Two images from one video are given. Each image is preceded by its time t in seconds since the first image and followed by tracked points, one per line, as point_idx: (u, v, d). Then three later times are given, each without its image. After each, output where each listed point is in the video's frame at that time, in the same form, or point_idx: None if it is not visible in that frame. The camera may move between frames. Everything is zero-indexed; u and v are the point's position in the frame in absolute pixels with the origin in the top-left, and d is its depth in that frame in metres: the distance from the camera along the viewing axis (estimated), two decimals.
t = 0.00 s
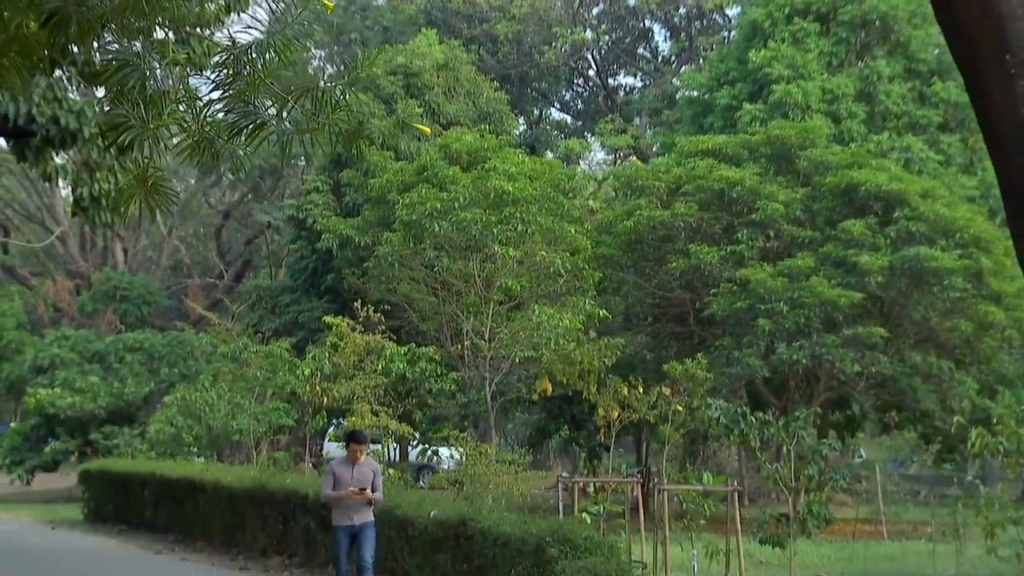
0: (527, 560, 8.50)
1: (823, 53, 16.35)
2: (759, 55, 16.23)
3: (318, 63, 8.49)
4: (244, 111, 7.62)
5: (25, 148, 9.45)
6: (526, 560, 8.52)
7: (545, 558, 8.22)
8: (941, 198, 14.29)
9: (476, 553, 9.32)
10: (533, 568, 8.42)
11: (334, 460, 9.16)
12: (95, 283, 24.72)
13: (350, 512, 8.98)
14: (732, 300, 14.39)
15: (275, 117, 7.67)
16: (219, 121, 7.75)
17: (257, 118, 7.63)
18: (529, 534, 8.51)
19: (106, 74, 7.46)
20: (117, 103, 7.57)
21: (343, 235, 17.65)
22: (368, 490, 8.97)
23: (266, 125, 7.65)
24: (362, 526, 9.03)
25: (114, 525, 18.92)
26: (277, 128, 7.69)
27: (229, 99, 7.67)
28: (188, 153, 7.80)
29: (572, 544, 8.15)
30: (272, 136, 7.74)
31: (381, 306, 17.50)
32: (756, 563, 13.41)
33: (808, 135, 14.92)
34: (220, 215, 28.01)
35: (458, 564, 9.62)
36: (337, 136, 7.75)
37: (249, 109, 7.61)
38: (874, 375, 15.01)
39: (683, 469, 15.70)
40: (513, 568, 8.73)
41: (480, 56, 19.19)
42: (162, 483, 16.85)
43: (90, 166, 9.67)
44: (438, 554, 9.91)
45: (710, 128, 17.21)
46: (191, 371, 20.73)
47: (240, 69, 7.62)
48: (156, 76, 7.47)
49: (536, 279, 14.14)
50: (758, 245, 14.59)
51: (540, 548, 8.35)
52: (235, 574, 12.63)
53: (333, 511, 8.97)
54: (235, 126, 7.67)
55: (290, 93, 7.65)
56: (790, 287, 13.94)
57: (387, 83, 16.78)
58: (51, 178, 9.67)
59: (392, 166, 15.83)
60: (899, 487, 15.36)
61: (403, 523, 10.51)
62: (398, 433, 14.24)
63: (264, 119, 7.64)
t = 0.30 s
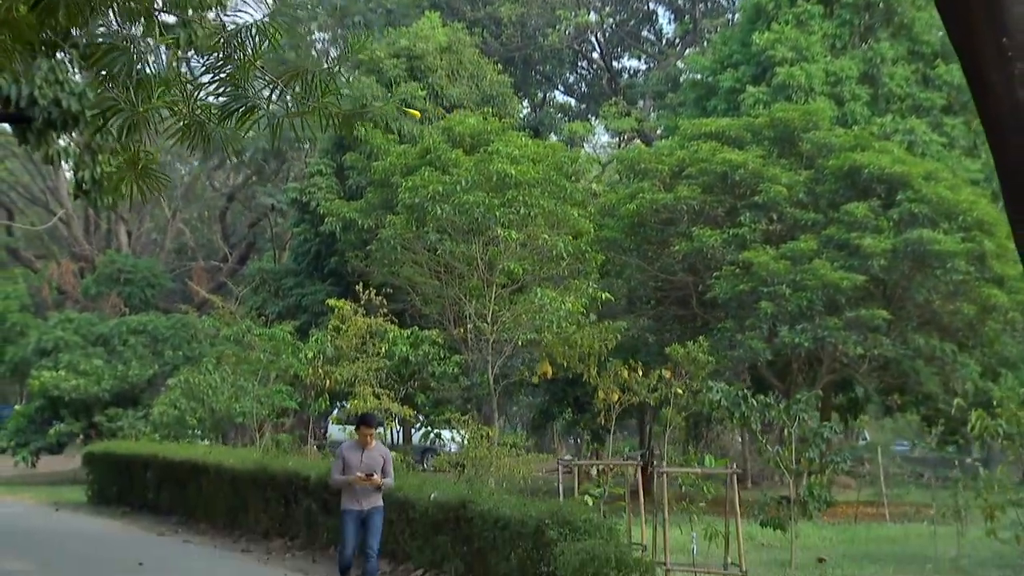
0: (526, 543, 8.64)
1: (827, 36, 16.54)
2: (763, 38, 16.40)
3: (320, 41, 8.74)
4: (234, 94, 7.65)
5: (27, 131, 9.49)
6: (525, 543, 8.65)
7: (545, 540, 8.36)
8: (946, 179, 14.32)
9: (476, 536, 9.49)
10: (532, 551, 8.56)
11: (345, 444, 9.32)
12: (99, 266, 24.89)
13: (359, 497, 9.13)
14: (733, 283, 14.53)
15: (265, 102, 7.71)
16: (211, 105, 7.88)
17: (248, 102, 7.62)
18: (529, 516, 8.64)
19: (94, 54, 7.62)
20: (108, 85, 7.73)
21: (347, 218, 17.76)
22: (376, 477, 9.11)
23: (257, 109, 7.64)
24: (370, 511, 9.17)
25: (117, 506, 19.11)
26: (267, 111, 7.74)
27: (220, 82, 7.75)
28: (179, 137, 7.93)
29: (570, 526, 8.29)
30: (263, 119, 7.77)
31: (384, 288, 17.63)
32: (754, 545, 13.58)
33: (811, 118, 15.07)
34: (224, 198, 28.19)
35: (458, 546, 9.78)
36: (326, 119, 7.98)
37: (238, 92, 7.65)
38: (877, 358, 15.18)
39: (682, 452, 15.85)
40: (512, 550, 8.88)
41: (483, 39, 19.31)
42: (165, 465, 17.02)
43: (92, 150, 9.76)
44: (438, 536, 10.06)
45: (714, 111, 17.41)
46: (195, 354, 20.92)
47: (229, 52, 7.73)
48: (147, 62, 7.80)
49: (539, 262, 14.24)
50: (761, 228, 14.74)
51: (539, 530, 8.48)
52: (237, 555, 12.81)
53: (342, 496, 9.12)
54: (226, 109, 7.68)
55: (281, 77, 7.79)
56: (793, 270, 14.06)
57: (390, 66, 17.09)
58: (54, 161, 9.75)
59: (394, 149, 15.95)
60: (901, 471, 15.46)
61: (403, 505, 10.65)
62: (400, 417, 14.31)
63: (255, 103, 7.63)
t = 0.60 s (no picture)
0: (525, 523, 8.78)
1: (830, 17, 16.71)
2: (767, 19, 16.56)
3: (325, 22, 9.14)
4: (223, 76, 8.08)
5: (28, 112, 9.21)
6: (524, 524, 8.81)
7: (543, 521, 8.52)
8: (947, 161, 14.54)
9: (475, 516, 9.63)
10: (532, 531, 8.71)
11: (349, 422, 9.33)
12: (104, 247, 25.02)
13: (365, 474, 9.10)
14: (735, 264, 14.62)
15: (254, 86, 8.13)
16: (201, 85, 8.32)
17: (236, 85, 8.02)
18: (529, 497, 8.77)
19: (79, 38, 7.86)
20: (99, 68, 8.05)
21: (349, 199, 17.82)
22: (382, 456, 9.09)
23: (246, 92, 8.04)
24: (377, 490, 9.16)
25: (121, 486, 19.30)
26: (256, 94, 8.16)
27: (210, 64, 8.17)
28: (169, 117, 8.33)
29: (569, 507, 8.45)
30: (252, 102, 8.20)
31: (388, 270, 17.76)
32: (754, 526, 13.75)
33: (814, 99, 15.20)
34: (229, 179, 28.35)
35: (457, 526, 9.93)
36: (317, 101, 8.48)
37: (228, 75, 8.07)
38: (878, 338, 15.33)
39: (683, 433, 16.02)
40: (511, 530, 9.01)
41: (486, 19, 19.52)
42: (167, 446, 17.16)
43: (93, 130, 9.85)
44: (438, 517, 10.21)
45: (717, 91, 17.60)
46: (199, 335, 21.08)
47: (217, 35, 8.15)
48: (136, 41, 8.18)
49: (541, 244, 14.18)
50: (763, 210, 14.87)
51: (538, 511, 8.63)
52: (239, 535, 12.99)
53: (349, 473, 9.12)
54: (217, 89, 8.12)
55: (270, 58, 8.30)
56: (795, 252, 14.16)
57: (393, 47, 17.46)
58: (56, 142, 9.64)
59: (397, 130, 16.08)
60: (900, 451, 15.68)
61: (403, 487, 10.79)
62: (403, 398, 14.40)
63: (243, 87, 8.03)
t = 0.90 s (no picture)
0: (523, 508, 8.93)
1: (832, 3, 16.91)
2: (768, 5, 16.74)
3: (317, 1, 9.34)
4: (211, 63, 8.53)
5: (27, 96, 9.06)
6: (522, 508, 8.96)
7: (541, 506, 8.69)
8: (948, 146, 14.71)
9: (473, 501, 9.76)
10: (530, 516, 8.88)
11: (351, 411, 9.10)
12: (105, 232, 25.16)
13: (369, 465, 8.88)
14: (735, 250, 14.78)
15: (241, 69, 8.60)
16: (189, 71, 8.68)
17: (225, 70, 8.54)
18: (526, 482, 8.90)
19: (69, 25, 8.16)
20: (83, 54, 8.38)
21: (349, 184, 17.91)
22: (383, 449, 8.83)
23: (233, 77, 8.56)
24: (381, 480, 8.92)
25: (123, 470, 19.47)
26: (244, 79, 8.62)
27: (197, 50, 8.61)
28: (159, 104, 8.64)
29: (566, 492, 8.59)
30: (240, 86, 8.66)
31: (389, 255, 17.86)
32: (754, 510, 13.90)
33: (816, 83, 15.39)
34: (231, 164, 28.51)
35: (455, 510, 10.08)
36: (303, 87, 8.68)
37: (215, 61, 8.53)
38: (879, 323, 15.50)
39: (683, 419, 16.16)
40: (509, 515, 9.15)
41: (488, 5, 19.71)
42: (168, 431, 17.33)
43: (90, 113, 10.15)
44: (437, 502, 10.36)
45: (719, 76, 17.76)
46: (200, 321, 21.24)
47: (205, 21, 8.53)
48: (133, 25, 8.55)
49: (542, 229, 14.30)
50: (763, 195, 15.02)
51: (536, 496, 8.78)
52: (239, 520, 13.18)
53: (352, 464, 8.88)
54: (205, 75, 8.58)
55: (255, 45, 8.59)
56: (795, 237, 14.30)
57: (394, 32, 17.89)
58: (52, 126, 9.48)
59: (399, 116, 16.24)
60: (900, 435, 15.83)
61: (403, 472, 10.92)
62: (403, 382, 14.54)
63: (231, 72, 8.55)
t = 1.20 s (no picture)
0: (520, 495, 9.01)
1: None
2: None
3: None
4: (200, 51, 8.80)
5: (27, 85, 8.60)
6: (520, 496, 9.04)
7: (538, 493, 8.75)
8: (950, 134, 14.87)
9: (472, 488, 9.84)
10: (527, 503, 8.96)
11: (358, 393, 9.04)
12: (108, 220, 25.28)
13: (374, 448, 8.87)
14: (736, 238, 14.92)
15: (230, 58, 8.82)
16: (179, 58, 8.89)
17: (213, 58, 8.80)
18: (523, 470, 8.97)
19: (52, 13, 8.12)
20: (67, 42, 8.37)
21: (352, 171, 17.97)
22: (393, 426, 8.86)
23: (222, 65, 8.80)
24: (387, 463, 8.90)
25: (125, 457, 19.63)
26: (233, 67, 8.83)
27: (185, 36, 8.86)
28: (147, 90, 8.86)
29: (563, 479, 8.69)
30: (228, 74, 8.88)
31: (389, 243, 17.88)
32: (754, 498, 14.03)
33: (818, 71, 15.60)
34: (235, 151, 28.67)
35: (454, 497, 10.16)
36: (290, 74, 8.82)
37: (203, 49, 8.80)
38: (880, 310, 15.68)
39: (684, 406, 16.30)
40: (507, 502, 9.23)
41: None
42: (171, 418, 17.48)
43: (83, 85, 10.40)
44: (436, 489, 10.46)
45: (721, 64, 17.93)
46: (203, 308, 21.39)
47: (193, 9, 8.79)
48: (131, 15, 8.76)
49: (544, 218, 14.63)
50: (764, 183, 15.19)
51: (533, 483, 8.86)
52: (239, 507, 13.34)
53: (357, 447, 8.86)
54: (193, 63, 8.83)
55: (244, 33, 8.80)
56: (796, 225, 14.45)
57: (396, 19, 18.07)
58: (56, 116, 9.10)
59: (401, 104, 16.37)
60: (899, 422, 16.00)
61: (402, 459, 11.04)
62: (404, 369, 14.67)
63: (219, 60, 8.79)
